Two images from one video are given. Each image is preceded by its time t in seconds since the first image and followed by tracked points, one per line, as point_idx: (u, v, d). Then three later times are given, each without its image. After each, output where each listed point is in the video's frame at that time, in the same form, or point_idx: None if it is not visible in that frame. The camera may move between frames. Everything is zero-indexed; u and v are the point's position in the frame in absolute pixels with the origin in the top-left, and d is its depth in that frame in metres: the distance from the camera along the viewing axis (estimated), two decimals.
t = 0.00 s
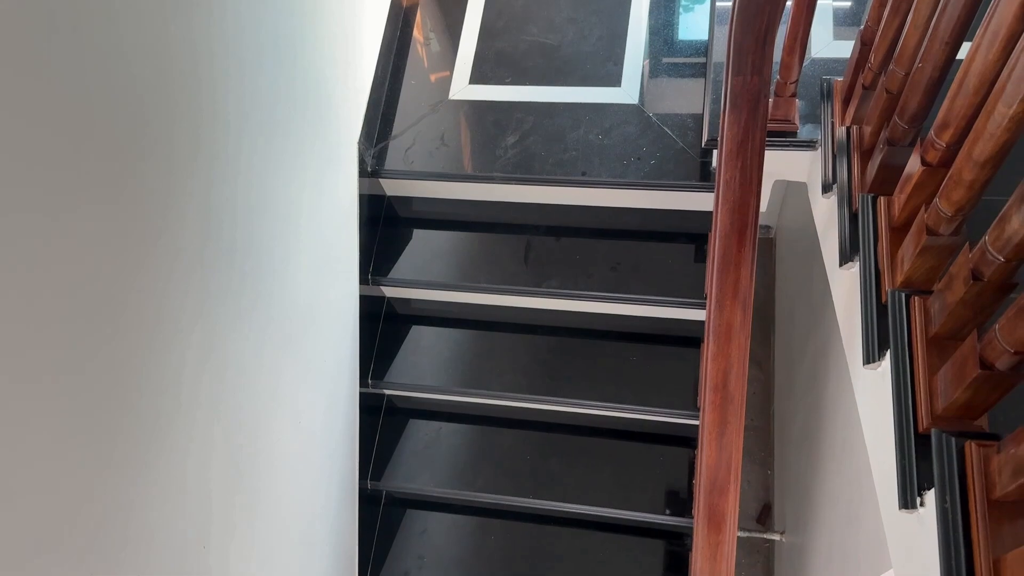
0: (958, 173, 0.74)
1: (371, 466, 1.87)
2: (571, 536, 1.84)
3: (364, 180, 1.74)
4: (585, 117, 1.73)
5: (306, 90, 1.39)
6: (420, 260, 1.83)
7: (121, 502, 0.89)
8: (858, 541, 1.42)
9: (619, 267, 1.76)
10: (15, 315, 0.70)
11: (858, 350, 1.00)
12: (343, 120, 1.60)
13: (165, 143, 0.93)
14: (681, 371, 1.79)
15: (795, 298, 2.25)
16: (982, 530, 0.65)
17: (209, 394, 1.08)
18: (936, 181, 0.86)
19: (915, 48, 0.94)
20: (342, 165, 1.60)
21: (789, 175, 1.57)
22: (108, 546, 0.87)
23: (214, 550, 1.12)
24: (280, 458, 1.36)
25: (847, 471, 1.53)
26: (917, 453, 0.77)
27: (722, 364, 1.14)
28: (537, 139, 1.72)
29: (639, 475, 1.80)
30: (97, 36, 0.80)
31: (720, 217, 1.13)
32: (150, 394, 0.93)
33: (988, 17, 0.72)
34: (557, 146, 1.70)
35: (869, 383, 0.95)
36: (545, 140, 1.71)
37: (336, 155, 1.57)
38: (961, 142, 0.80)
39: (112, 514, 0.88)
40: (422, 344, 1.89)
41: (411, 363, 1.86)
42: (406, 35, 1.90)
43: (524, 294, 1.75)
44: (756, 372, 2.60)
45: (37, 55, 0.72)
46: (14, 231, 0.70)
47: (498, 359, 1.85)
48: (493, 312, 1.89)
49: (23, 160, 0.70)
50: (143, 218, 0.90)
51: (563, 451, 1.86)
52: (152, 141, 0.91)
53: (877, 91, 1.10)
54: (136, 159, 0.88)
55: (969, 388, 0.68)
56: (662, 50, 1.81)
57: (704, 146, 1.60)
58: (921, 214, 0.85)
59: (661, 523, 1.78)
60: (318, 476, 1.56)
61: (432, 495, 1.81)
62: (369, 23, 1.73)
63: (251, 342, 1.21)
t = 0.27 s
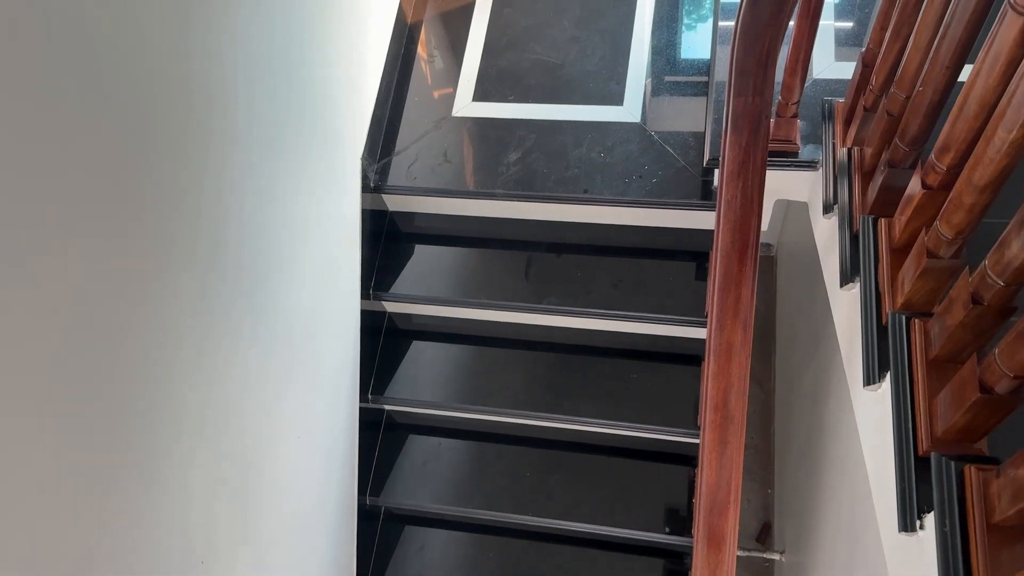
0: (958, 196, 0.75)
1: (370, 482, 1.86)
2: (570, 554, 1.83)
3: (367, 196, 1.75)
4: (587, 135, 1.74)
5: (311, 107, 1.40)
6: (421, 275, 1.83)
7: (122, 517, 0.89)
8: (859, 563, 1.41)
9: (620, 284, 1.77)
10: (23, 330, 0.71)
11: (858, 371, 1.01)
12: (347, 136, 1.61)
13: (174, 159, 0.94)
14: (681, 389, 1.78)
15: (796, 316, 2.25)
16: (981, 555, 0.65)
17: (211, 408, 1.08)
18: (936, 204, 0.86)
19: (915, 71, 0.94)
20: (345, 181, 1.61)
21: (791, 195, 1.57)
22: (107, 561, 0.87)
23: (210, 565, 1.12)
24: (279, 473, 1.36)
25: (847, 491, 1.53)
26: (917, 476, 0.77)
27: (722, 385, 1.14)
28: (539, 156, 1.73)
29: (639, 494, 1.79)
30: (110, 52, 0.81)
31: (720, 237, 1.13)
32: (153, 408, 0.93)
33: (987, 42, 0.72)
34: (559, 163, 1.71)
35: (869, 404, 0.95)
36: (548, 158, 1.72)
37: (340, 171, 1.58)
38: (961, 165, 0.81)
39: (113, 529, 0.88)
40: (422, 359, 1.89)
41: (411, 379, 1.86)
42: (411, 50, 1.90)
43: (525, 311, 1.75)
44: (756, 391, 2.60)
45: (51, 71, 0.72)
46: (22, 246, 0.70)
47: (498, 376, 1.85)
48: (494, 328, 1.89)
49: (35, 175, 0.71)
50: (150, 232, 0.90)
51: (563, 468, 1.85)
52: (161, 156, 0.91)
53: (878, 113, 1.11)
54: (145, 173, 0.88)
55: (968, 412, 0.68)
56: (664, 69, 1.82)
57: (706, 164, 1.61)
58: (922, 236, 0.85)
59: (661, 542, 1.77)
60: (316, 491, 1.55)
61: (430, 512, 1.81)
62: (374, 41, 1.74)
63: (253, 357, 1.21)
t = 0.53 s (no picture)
0: (958, 220, 0.75)
1: (369, 496, 1.86)
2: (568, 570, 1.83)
3: (369, 211, 1.76)
4: (589, 153, 1.75)
5: (307, 123, 1.42)
6: (423, 290, 1.84)
7: (112, 528, 0.90)
8: None
9: (621, 302, 1.77)
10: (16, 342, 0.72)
11: (857, 393, 1.01)
12: (347, 152, 1.62)
13: (167, 172, 0.95)
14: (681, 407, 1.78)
15: (797, 335, 2.25)
16: None
17: (205, 419, 1.09)
18: (937, 228, 0.87)
19: (916, 95, 0.95)
20: (346, 196, 1.63)
21: (791, 215, 1.58)
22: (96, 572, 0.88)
23: None
24: (274, 486, 1.36)
25: (846, 512, 1.52)
26: (916, 500, 0.77)
27: (722, 404, 1.14)
28: (542, 173, 1.74)
29: (638, 511, 1.79)
30: (104, 68, 0.82)
31: (722, 256, 1.13)
32: (146, 418, 0.94)
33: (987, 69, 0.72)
34: (561, 180, 1.72)
35: (869, 425, 0.95)
36: (550, 175, 1.73)
37: (339, 185, 1.59)
38: (962, 190, 0.81)
39: (103, 539, 0.88)
40: (423, 373, 1.89)
41: (411, 393, 1.86)
42: (416, 68, 1.93)
43: (525, 327, 1.76)
44: (758, 408, 2.59)
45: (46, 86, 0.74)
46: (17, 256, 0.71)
47: (498, 391, 1.85)
48: (494, 343, 1.89)
49: (29, 188, 0.72)
50: (143, 243, 0.91)
51: (562, 484, 1.85)
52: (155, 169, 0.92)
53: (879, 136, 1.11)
54: (139, 186, 0.90)
55: (967, 436, 0.68)
56: (667, 87, 1.83)
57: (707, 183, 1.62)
58: (922, 259, 0.86)
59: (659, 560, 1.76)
60: (312, 505, 1.55)
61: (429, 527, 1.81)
62: (378, 57, 1.76)
63: (247, 368, 1.22)
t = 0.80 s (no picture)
0: (955, 251, 0.75)
1: (366, 512, 1.86)
2: None
3: (371, 227, 1.76)
4: (591, 173, 1.76)
5: (310, 141, 1.43)
6: (423, 306, 1.84)
7: (101, 545, 0.90)
8: None
9: (621, 321, 1.77)
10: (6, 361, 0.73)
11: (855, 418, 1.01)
12: (350, 168, 1.63)
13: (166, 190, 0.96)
14: (679, 427, 1.78)
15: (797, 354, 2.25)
16: None
17: (198, 434, 1.09)
18: (934, 256, 0.87)
19: (914, 123, 0.95)
20: (348, 213, 1.63)
21: (791, 237, 1.58)
22: None
23: None
24: (269, 502, 1.37)
25: (844, 536, 1.52)
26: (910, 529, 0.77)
27: (720, 425, 1.14)
28: (543, 192, 1.74)
29: (635, 531, 1.78)
30: (104, 88, 0.84)
31: (720, 278, 1.13)
32: (137, 434, 0.95)
33: (984, 102, 0.73)
34: (563, 200, 1.73)
35: (866, 452, 0.95)
36: (551, 194, 1.74)
37: (341, 202, 1.60)
38: (959, 220, 0.81)
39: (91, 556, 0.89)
40: (422, 390, 1.89)
41: (410, 410, 1.86)
42: (419, 86, 1.95)
43: (524, 345, 1.76)
44: (758, 427, 2.59)
45: (44, 106, 0.75)
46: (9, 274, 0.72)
47: (497, 408, 1.85)
48: (493, 360, 1.89)
49: (23, 206, 0.73)
50: (140, 261, 0.92)
51: (559, 502, 1.85)
52: (153, 188, 0.94)
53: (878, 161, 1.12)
54: (137, 205, 0.91)
55: (961, 468, 0.69)
56: (669, 108, 1.83)
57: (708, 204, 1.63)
58: (919, 287, 0.86)
59: None
60: (308, 521, 1.55)
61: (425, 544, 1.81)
62: (382, 76, 1.77)
63: (243, 383, 1.22)
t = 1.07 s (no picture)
0: (949, 282, 0.76)
1: (363, 528, 1.87)
2: None
3: (373, 243, 1.77)
4: (592, 192, 1.77)
5: (312, 158, 1.44)
6: (423, 323, 1.84)
7: (95, 562, 0.91)
8: None
9: (620, 340, 1.78)
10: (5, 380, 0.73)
11: (850, 444, 1.01)
12: (352, 185, 1.64)
13: (168, 209, 0.97)
14: (677, 447, 1.78)
15: (796, 372, 2.25)
16: None
17: (194, 451, 1.10)
18: (929, 285, 0.87)
19: (911, 152, 0.96)
20: (349, 230, 1.64)
21: (791, 260, 1.59)
22: None
23: None
24: (263, 517, 1.37)
25: (840, 559, 1.52)
26: (903, 559, 0.77)
27: (717, 447, 1.14)
28: (544, 211, 1.75)
29: (631, 551, 1.78)
30: (109, 108, 0.85)
31: (718, 301, 1.14)
32: (134, 450, 0.96)
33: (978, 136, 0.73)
34: (564, 219, 1.73)
35: (861, 478, 0.96)
36: (552, 214, 1.75)
37: (344, 219, 1.61)
38: (954, 250, 0.82)
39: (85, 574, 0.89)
40: (421, 406, 1.89)
41: (409, 426, 1.86)
42: (422, 104, 1.96)
43: (523, 363, 1.76)
44: (756, 444, 2.59)
45: (49, 127, 0.76)
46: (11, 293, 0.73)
47: (496, 426, 1.85)
48: (492, 377, 1.90)
49: (25, 228, 0.74)
50: (141, 279, 0.93)
51: (556, 520, 1.84)
52: (155, 207, 0.95)
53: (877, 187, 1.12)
54: (138, 223, 0.92)
55: (954, 500, 0.69)
56: (671, 129, 1.84)
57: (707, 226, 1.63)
58: (914, 316, 0.87)
59: None
60: (303, 537, 1.55)
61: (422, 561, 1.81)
62: (385, 93, 1.79)
63: (240, 398, 1.23)
